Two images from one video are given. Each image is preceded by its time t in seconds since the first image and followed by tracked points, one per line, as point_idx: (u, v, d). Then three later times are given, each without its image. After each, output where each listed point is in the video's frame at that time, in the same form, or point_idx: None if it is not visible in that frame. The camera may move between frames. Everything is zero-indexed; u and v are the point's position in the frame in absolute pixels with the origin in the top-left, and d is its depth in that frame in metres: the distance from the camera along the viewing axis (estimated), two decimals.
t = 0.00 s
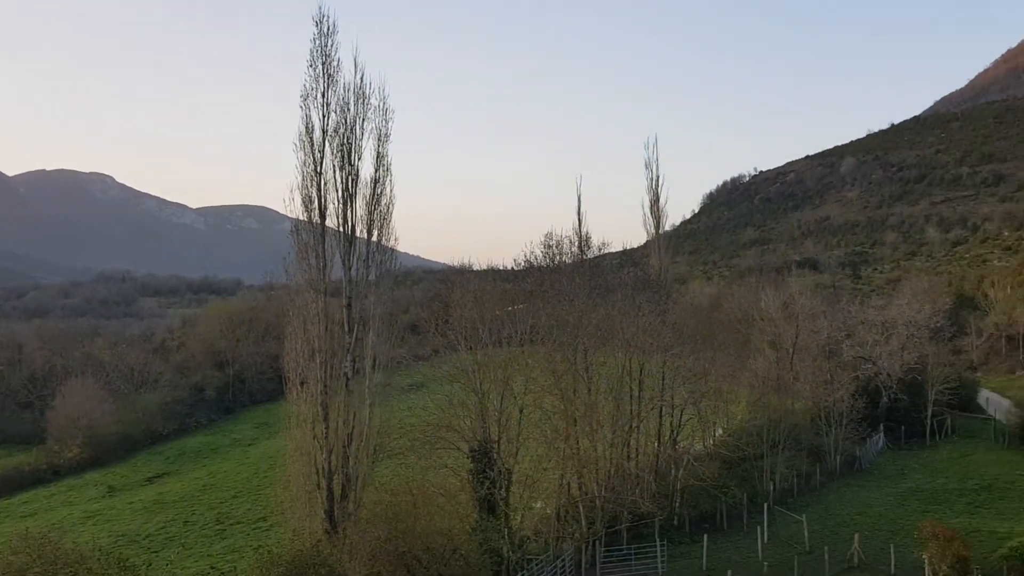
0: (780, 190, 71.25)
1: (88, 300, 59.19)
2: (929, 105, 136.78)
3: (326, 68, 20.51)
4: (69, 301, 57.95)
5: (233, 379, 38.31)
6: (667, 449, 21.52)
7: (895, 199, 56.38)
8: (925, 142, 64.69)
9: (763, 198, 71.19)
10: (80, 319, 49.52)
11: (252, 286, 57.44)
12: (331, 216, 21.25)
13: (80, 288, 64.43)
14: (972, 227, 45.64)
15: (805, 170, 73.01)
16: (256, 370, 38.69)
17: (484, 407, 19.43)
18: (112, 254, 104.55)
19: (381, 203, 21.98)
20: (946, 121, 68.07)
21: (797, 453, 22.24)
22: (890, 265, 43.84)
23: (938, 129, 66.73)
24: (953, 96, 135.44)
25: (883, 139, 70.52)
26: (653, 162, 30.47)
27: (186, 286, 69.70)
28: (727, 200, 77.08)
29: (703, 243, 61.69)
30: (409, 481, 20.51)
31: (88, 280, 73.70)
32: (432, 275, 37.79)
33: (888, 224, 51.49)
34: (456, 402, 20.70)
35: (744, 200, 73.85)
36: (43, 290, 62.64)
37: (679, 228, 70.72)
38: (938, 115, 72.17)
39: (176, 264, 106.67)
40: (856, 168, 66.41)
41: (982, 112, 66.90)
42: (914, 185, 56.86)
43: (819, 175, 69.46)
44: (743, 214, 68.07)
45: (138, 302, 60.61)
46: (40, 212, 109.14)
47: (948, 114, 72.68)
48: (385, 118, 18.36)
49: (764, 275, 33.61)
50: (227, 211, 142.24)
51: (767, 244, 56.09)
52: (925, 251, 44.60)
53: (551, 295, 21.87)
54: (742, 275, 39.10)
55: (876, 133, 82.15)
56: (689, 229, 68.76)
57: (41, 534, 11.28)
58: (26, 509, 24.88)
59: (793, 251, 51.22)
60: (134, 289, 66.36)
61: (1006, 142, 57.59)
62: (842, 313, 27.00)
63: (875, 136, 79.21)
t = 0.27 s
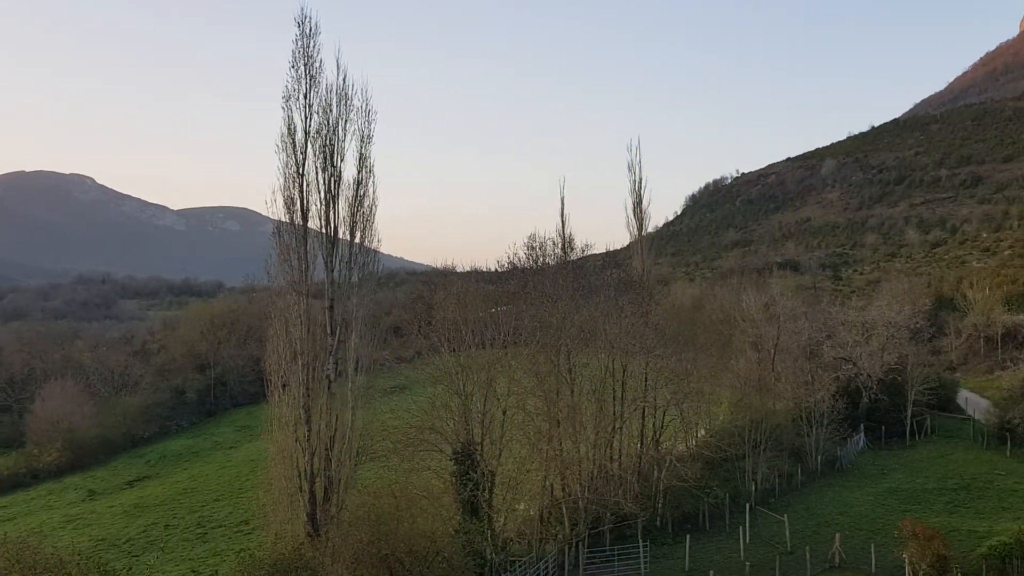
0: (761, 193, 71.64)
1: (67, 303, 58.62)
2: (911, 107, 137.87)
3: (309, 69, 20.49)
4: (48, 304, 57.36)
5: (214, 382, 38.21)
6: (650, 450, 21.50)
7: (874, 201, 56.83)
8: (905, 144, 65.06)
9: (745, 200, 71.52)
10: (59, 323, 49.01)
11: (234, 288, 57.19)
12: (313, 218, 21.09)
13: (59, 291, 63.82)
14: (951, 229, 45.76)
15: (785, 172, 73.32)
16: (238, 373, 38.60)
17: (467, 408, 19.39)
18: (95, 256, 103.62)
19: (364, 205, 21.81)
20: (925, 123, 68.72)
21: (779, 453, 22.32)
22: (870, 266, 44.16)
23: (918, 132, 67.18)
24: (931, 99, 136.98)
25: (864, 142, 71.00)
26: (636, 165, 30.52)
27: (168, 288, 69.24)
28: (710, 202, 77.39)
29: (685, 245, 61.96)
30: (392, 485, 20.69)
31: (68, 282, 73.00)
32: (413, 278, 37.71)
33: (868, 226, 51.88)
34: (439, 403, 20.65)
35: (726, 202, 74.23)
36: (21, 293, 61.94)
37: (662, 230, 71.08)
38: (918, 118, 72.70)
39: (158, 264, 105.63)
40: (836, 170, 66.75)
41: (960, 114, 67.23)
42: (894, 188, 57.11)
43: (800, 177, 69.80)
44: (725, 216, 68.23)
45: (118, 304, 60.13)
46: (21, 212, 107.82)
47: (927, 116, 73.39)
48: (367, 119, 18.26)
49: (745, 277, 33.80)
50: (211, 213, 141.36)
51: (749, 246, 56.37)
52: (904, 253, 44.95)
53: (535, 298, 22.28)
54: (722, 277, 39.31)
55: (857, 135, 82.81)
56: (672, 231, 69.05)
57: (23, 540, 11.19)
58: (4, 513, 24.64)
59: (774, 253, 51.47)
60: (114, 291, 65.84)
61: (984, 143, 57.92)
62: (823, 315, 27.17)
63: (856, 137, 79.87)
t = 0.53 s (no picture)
0: (752, 195, 71.72)
1: (57, 305, 58.31)
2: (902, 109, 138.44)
3: (300, 71, 20.48)
4: (38, 306, 57.06)
5: (205, 384, 38.00)
6: (642, 452, 21.52)
7: (866, 203, 57.05)
8: (896, 147, 65.25)
9: (737, 202, 71.67)
10: (48, 325, 48.75)
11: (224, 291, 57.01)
12: (305, 220, 21.07)
13: (49, 293, 63.49)
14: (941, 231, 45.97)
15: (778, 174, 73.60)
16: (228, 375, 38.46)
17: (459, 411, 19.38)
18: (86, 256, 103.07)
19: (356, 207, 21.81)
20: (916, 126, 68.96)
21: (770, 455, 22.35)
22: (861, 268, 44.31)
23: (908, 134, 67.37)
24: (921, 102, 137.74)
25: (854, 144, 71.21)
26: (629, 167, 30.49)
27: (159, 290, 69.01)
28: (701, 204, 77.54)
29: (677, 247, 62.03)
30: (384, 487, 20.58)
31: (58, 284, 72.61)
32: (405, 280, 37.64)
33: (858, 228, 52.01)
34: (432, 406, 20.66)
35: (717, 204, 74.29)
36: (10, 294, 61.60)
37: (654, 232, 71.13)
38: (908, 120, 72.96)
39: (150, 265, 105.06)
40: (829, 172, 67.01)
41: (951, 117, 67.60)
42: (886, 190, 57.41)
43: (791, 179, 69.95)
44: (717, 218, 68.33)
45: (109, 307, 59.86)
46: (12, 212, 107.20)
47: (917, 119, 73.72)
48: (359, 121, 18.26)
49: (737, 279, 33.82)
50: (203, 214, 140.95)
51: (740, 248, 56.47)
52: (894, 255, 45.08)
53: (526, 300, 22.24)
54: (712, 279, 39.32)
55: (848, 137, 83.14)
56: (664, 233, 69.11)
57: (11, 543, 11.11)
58: None
59: (766, 255, 51.58)
60: (104, 293, 65.55)
61: (974, 146, 58.18)
62: (814, 317, 27.27)
63: (847, 140, 80.15)
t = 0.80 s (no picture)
0: (742, 199, 71.88)
1: (45, 308, 58.00)
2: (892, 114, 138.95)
3: (291, 74, 20.46)
4: (27, 309, 56.76)
5: (194, 388, 38.09)
6: (632, 456, 21.53)
7: (854, 207, 57.19)
8: (885, 151, 65.38)
9: (726, 206, 71.82)
10: (37, 328, 48.52)
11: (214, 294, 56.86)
12: (294, 223, 20.99)
13: (38, 295, 63.14)
14: (929, 234, 46.00)
15: (768, 179, 73.83)
16: (218, 379, 38.53)
17: (449, 414, 19.38)
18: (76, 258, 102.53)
19: (346, 210, 21.77)
20: (905, 130, 69.04)
21: (760, 458, 22.39)
22: (850, 272, 44.45)
23: (896, 139, 67.38)
24: (912, 106, 138.37)
25: (844, 148, 71.44)
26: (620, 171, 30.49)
27: (148, 293, 68.74)
28: (691, 208, 77.71)
29: (667, 251, 62.23)
30: (374, 492, 20.49)
31: (47, 287, 72.23)
32: (396, 284, 37.63)
33: (847, 233, 52.20)
34: (422, 409, 20.61)
35: (708, 208, 74.43)
36: None
37: (645, 236, 71.27)
38: (896, 125, 73.25)
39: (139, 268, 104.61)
40: (818, 176, 67.19)
41: (939, 122, 67.69)
42: (874, 195, 57.62)
43: (780, 184, 70.17)
44: (707, 222, 68.51)
45: (98, 310, 59.63)
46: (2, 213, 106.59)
47: (907, 123, 73.97)
48: (349, 124, 18.25)
49: (727, 283, 33.89)
50: (194, 218, 140.57)
51: (731, 252, 56.62)
52: (884, 259, 45.31)
53: (517, 303, 22.20)
54: (701, 284, 39.42)
55: (838, 142, 83.38)
56: (654, 237, 69.24)
57: None
58: None
59: (755, 259, 51.72)
60: (93, 297, 65.27)
61: (962, 151, 57.56)
62: (805, 321, 27.35)
63: (837, 144, 80.37)
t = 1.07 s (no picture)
0: (729, 202, 72.09)
1: (29, 310, 57.52)
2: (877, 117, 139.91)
3: (277, 75, 20.42)
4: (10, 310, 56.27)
5: (179, 390, 37.79)
6: (619, 458, 21.56)
7: (840, 211, 57.53)
8: (871, 154, 65.72)
9: (713, 208, 72.02)
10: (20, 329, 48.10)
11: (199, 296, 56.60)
12: (281, 224, 20.89)
13: (21, 297, 62.63)
14: (915, 238, 46.25)
15: (754, 182, 74.16)
16: (204, 381, 38.44)
17: (436, 416, 19.35)
18: (63, 258, 101.67)
19: (334, 212, 21.71)
20: (890, 133, 69.43)
21: (746, 460, 22.44)
22: (836, 275, 44.67)
23: (881, 143, 67.67)
24: (898, 110, 139.40)
25: (831, 152, 71.80)
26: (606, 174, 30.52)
27: (134, 294, 68.39)
28: (678, 211, 77.89)
29: (654, 253, 62.44)
30: (361, 495, 20.44)
31: (31, 288, 71.67)
32: (383, 286, 37.57)
33: (834, 235, 52.45)
34: (409, 411, 20.58)
35: (696, 210, 74.60)
36: None
37: (634, 238, 71.38)
38: (882, 129, 73.74)
39: (126, 270, 103.90)
40: (804, 179, 67.51)
41: (925, 125, 67.99)
42: (860, 198, 57.99)
43: (767, 187, 70.48)
44: (694, 225, 68.68)
45: (83, 311, 59.21)
46: None
47: (892, 127, 74.43)
48: (336, 126, 18.19)
49: (714, 285, 34.01)
50: (181, 220, 139.66)
51: (718, 254, 56.75)
52: (869, 262, 45.57)
53: (505, 305, 22.17)
54: (686, 286, 39.53)
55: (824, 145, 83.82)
56: (641, 239, 69.41)
57: None
58: None
59: (742, 262, 51.86)
60: (79, 298, 64.80)
61: (946, 155, 57.62)
62: (791, 323, 27.47)
63: (824, 147, 80.79)
